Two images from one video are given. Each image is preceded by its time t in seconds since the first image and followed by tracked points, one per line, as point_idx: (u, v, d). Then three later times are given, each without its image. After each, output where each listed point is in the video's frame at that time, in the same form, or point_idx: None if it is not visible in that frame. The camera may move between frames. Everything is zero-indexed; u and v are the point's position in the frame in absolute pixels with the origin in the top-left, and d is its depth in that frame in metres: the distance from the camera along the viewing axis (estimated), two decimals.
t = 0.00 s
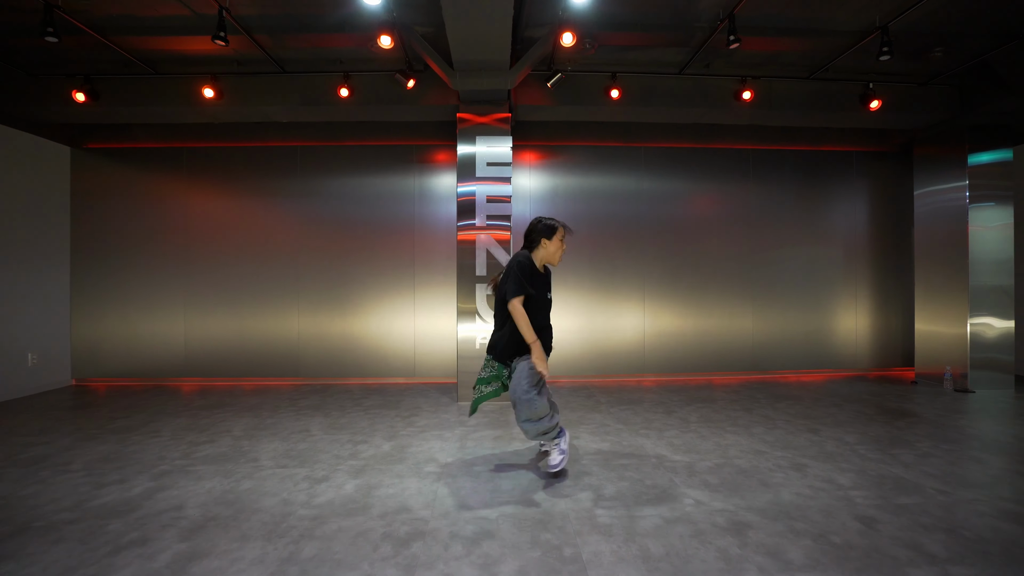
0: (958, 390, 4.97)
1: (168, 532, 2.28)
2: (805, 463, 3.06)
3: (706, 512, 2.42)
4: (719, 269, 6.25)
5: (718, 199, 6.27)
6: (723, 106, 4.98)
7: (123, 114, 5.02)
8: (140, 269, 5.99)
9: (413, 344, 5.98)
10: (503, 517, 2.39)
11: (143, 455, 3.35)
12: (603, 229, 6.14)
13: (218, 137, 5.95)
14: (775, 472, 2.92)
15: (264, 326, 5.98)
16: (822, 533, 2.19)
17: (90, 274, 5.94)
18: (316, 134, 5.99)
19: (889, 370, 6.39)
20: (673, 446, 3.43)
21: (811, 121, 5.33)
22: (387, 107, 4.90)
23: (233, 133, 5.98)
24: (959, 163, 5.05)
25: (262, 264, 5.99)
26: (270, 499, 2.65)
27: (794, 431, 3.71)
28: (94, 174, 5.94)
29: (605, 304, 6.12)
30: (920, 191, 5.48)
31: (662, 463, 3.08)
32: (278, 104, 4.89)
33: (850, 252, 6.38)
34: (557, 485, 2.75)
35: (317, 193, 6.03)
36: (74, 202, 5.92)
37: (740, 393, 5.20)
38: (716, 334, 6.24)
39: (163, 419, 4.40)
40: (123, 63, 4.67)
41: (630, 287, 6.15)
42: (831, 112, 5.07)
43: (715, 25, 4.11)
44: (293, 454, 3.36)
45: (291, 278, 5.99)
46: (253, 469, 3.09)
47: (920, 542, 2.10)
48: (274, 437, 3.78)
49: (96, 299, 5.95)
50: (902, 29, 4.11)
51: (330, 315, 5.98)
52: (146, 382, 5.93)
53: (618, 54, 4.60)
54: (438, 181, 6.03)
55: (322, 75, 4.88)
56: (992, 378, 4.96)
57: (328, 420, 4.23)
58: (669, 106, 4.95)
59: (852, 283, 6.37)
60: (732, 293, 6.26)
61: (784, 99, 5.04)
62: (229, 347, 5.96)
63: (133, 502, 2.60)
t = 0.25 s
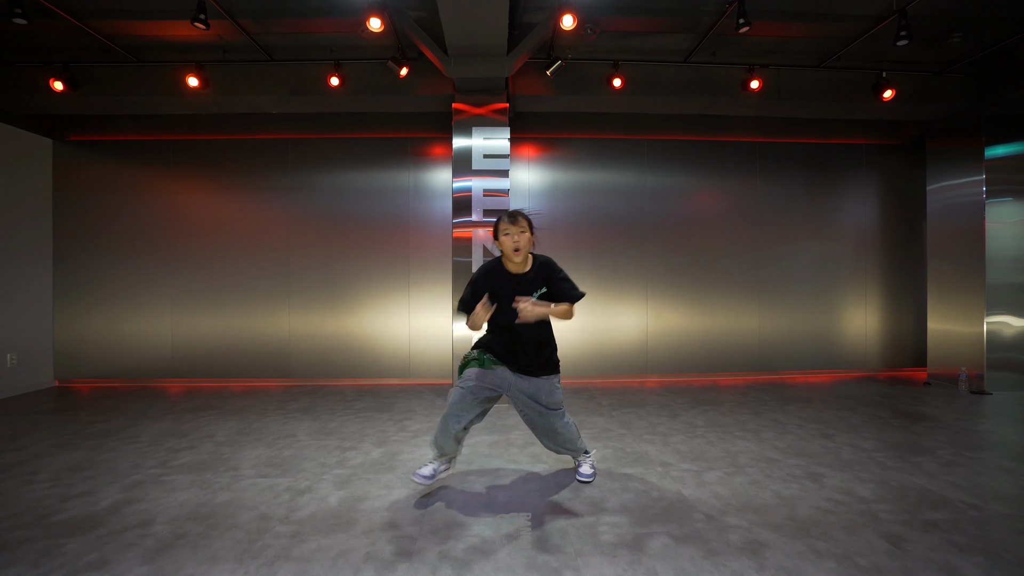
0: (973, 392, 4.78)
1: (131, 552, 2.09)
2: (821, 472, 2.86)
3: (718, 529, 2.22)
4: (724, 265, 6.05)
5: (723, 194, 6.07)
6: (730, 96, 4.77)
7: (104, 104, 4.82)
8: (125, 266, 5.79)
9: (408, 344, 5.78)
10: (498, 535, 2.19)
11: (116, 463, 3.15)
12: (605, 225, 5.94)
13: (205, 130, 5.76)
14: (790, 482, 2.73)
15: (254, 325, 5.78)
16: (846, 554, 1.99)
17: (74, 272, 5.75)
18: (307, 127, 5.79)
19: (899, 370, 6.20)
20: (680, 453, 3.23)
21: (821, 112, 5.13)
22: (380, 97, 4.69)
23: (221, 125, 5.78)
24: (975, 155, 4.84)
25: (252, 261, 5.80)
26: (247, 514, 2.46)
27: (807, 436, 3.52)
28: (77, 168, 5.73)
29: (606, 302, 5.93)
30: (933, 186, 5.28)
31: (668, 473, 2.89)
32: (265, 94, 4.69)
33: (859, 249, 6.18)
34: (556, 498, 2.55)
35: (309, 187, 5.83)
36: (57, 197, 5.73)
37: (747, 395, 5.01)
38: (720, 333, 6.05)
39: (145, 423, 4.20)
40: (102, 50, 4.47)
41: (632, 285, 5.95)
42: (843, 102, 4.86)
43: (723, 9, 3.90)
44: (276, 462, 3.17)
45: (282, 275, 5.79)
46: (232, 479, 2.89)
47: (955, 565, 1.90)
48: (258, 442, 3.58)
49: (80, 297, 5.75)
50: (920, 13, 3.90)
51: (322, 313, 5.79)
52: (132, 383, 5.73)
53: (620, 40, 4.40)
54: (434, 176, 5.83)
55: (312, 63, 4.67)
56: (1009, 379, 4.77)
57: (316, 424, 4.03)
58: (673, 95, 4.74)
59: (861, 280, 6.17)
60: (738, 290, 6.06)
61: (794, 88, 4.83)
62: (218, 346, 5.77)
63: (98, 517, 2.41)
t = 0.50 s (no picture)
0: (982, 395, 4.66)
1: (101, 572, 1.97)
2: (830, 482, 2.74)
3: (723, 545, 2.10)
4: (727, 265, 5.93)
5: (725, 192, 5.94)
6: (733, 91, 4.64)
7: (90, 100, 4.69)
8: (115, 266, 5.67)
9: (403, 346, 5.66)
10: (490, 552, 2.07)
11: (96, 472, 3.03)
12: (604, 224, 5.81)
13: (196, 127, 5.63)
14: (797, 493, 2.61)
15: (246, 326, 5.66)
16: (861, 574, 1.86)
17: (63, 273, 5.62)
18: (300, 124, 5.66)
19: (905, 372, 6.08)
20: (682, 461, 3.11)
21: (826, 108, 5.00)
22: (373, 92, 4.57)
23: (212, 122, 5.65)
24: (984, 151, 4.72)
25: (244, 261, 5.67)
26: (227, 528, 2.33)
27: (813, 443, 3.40)
28: (65, 165, 5.61)
29: (606, 302, 5.80)
30: (941, 184, 5.17)
31: (670, 483, 2.77)
32: (255, 89, 4.56)
33: (864, 248, 6.06)
34: (553, 511, 2.43)
35: (302, 185, 5.70)
36: (44, 196, 5.60)
37: (750, 398, 4.88)
38: (723, 335, 5.93)
39: (130, 428, 4.08)
40: (87, 44, 4.34)
41: (632, 286, 5.83)
42: (849, 98, 4.74)
43: None
44: (262, 470, 3.04)
45: (275, 276, 5.67)
46: (214, 490, 2.77)
47: None
48: (245, 449, 3.46)
49: (68, 298, 5.63)
50: (930, 4, 3.78)
51: (316, 314, 5.66)
52: (121, 385, 5.61)
53: (620, 34, 4.27)
54: (430, 174, 5.71)
55: (303, 58, 4.55)
56: (1019, 382, 4.65)
57: (307, 430, 3.91)
58: (675, 91, 4.62)
59: (867, 280, 6.05)
60: (741, 290, 5.94)
61: (798, 84, 4.71)
62: (209, 348, 5.65)
63: (70, 532, 2.29)
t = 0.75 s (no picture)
0: (984, 396, 4.64)
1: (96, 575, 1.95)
2: (832, 484, 2.72)
3: (724, 548, 2.08)
4: (727, 265, 5.91)
5: (725, 192, 5.93)
6: (733, 91, 4.63)
7: (88, 100, 4.68)
8: (113, 266, 5.65)
9: (403, 346, 5.64)
10: (490, 554, 2.05)
11: (92, 474, 3.00)
12: (604, 224, 5.80)
13: (194, 127, 5.61)
14: (799, 495, 2.58)
15: (245, 327, 5.64)
16: None
17: (60, 272, 5.60)
18: (299, 123, 5.64)
19: (907, 373, 6.06)
20: (683, 463, 3.09)
21: (827, 108, 4.99)
22: (372, 92, 4.55)
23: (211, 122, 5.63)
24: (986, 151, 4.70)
25: (243, 262, 5.65)
26: (224, 531, 2.31)
27: (815, 444, 3.37)
28: (62, 165, 5.59)
29: (606, 303, 5.78)
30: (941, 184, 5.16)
31: (671, 484, 2.74)
32: (254, 89, 4.54)
33: (864, 248, 6.04)
34: (553, 512, 2.42)
35: (300, 185, 5.68)
36: (42, 195, 5.58)
37: (751, 399, 4.86)
38: (723, 335, 5.91)
39: (128, 429, 4.05)
40: (84, 43, 4.32)
41: (632, 286, 5.81)
42: (850, 97, 4.72)
43: None
44: (260, 472, 3.02)
45: (274, 276, 5.65)
46: (212, 492, 2.75)
47: None
48: (243, 451, 3.43)
49: (66, 298, 5.60)
50: (931, 3, 3.76)
51: (315, 315, 5.64)
52: (120, 386, 5.59)
53: (619, 33, 4.26)
54: (429, 174, 5.69)
55: (301, 57, 4.53)
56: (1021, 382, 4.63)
57: (305, 431, 3.89)
58: (675, 90, 4.60)
59: (867, 280, 6.03)
60: (742, 290, 5.92)
61: (799, 83, 4.69)
62: (208, 348, 5.62)
63: (65, 535, 2.26)
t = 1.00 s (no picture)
0: (981, 396, 4.70)
1: (113, 567, 2.00)
2: (830, 479, 2.77)
3: (725, 540, 2.13)
4: (727, 265, 5.97)
5: (725, 193, 5.99)
6: (734, 93, 4.68)
7: (95, 101, 4.73)
8: (118, 266, 5.69)
9: (406, 346, 5.69)
10: (497, 546, 2.10)
11: (103, 470, 3.05)
12: (606, 224, 5.85)
13: (199, 128, 5.66)
14: (798, 490, 2.64)
15: (250, 326, 5.69)
16: (861, 568, 1.89)
17: (66, 272, 5.65)
18: (303, 125, 5.69)
19: (905, 373, 6.12)
20: (684, 459, 3.14)
21: (826, 110, 5.04)
22: (377, 94, 4.60)
23: (216, 123, 5.68)
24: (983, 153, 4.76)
25: (247, 262, 5.70)
26: (236, 524, 2.36)
27: (814, 442, 3.43)
28: (69, 166, 5.64)
29: (607, 303, 5.84)
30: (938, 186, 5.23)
31: (672, 480, 2.80)
32: (260, 91, 4.59)
33: (863, 249, 6.10)
34: (557, 506, 2.47)
35: (304, 186, 5.74)
36: (49, 196, 5.63)
37: (751, 398, 4.91)
38: (723, 335, 5.96)
39: (135, 427, 4.10)
40: (92, 46, 4.37)
41: (633, 286, 5.87)
42: (849, 100, 4.78)
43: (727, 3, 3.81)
44: (268, 468, 3.08)
45: (278, 276, 5.70)
46: (222, 487, 2.80)
47: None
48: (251, 448, 3.48)
49: (72, 297, 5.65)
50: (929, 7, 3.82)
51: (319, 315, 5.70)
52: (125, 385, 5.64)
53: (621, 36, 4.31)
54: (432, 175, 5.74)
55: (307, 60, 4.58)
56: (1018, 382, 4.69)
57: (311, 429, 3.94)
58: (676, 93, 4.66)
59: (866, 281, 6.09)
60: (741, 291, 5.98)
61: (798, 86, 4.75)
62: (213, 347, 5.67)
63: (80, 528, 2.32)
